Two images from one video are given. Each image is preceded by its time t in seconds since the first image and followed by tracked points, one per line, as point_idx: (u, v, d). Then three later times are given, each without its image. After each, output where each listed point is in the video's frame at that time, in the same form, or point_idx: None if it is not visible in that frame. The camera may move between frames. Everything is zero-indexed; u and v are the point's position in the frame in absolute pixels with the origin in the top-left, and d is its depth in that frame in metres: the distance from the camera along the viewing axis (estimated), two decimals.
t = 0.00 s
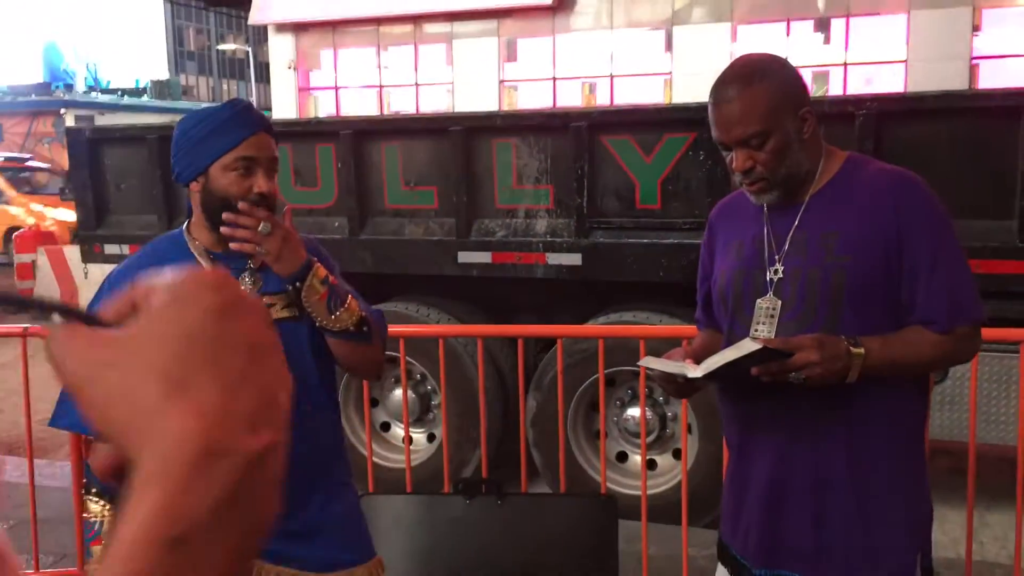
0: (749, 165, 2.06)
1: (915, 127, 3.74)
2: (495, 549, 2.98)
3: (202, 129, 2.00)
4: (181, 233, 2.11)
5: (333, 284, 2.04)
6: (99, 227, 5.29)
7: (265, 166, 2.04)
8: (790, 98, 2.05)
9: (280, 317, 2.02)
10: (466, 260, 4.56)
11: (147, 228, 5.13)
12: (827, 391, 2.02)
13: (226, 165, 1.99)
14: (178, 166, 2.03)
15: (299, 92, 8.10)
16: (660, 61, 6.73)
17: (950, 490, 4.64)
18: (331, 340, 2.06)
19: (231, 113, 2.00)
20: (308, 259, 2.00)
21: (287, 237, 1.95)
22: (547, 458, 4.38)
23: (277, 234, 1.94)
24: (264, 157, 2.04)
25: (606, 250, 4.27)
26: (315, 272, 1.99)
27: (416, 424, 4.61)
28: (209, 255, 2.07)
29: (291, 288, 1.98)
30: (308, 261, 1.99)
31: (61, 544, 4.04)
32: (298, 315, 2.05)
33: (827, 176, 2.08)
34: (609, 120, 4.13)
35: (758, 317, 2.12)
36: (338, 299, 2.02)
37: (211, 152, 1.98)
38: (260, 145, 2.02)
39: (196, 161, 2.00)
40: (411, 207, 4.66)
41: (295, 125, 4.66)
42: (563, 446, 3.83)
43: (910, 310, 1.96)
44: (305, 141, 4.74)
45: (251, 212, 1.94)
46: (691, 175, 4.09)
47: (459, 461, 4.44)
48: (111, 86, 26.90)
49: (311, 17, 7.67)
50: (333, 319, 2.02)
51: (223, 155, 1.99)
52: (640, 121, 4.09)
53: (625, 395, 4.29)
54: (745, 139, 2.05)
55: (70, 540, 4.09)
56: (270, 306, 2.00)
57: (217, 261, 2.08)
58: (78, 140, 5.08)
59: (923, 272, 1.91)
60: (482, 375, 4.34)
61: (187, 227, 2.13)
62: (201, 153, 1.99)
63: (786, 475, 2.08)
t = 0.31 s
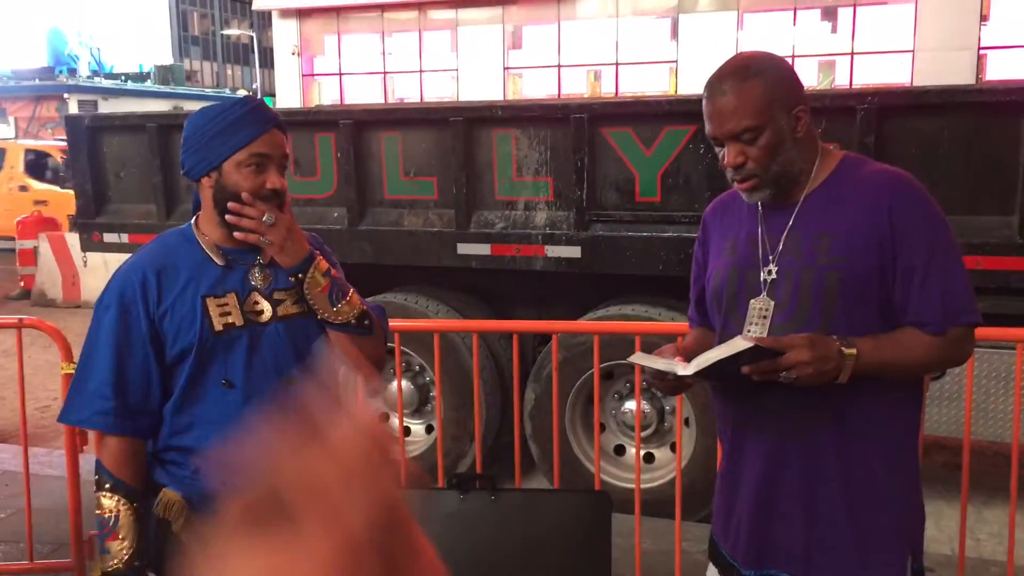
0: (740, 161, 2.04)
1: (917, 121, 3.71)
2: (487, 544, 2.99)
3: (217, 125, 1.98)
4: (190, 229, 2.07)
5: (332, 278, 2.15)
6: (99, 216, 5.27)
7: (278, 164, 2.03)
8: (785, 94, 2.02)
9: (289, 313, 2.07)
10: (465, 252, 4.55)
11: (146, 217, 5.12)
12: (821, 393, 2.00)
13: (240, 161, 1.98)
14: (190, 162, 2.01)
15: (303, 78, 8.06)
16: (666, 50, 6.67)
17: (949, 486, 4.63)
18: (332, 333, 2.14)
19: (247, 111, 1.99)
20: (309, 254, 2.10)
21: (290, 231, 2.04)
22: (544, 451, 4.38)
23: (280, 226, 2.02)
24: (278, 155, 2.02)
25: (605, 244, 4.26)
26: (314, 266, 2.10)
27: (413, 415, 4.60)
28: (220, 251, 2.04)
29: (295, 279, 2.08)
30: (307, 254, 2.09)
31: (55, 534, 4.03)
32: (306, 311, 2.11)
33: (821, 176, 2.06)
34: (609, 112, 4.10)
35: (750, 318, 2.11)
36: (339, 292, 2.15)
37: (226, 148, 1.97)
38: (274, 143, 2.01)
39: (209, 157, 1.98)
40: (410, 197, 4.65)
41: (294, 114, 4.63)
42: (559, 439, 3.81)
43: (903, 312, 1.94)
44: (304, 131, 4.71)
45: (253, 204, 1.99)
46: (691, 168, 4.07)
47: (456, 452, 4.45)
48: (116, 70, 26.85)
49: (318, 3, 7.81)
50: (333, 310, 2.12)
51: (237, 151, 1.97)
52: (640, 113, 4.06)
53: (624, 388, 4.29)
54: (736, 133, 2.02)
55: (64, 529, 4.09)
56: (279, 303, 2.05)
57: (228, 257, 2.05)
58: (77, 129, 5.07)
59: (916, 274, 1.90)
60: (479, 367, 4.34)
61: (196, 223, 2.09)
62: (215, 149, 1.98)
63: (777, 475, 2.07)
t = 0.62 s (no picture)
0: (720, 157, 2.04)
1: (908, 121, 3.72)
2: (476, 540, 3.01)
3: (249, 121, 1.97)
4: (220, 221, 2.08)
5: (363, 283, 2.10)
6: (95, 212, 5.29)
7: (308, 161, 2.02)
8: (768, 92, 2.02)
9: (312, 310, 2.06)
10: (459, 249, 4.56)
11: (142, 212, 5.14)
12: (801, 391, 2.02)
13: (269, 158, 1.97)
14: (223, 159, 2.00)
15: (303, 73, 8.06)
16: (666, 45, 6.66)
17: (939, 485, 4.66)
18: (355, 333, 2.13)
19: (279, 109, 1.98)
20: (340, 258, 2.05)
21: (325, 232, 1.99)
22: (537, 446, 4.40)
23: (315, 226, 1.98)
24: (308, 151, 2.01)
25: (598, 241, 4.27)
26: (345, 269, 2.05)
27: (407, 411, 4.63)
28: (248, 245, 2.05)
29: (323, 279, 2.03)
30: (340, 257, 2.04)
31: (48, 528, 4.06)
32: (328, 309, 2.10)
33: (803, 176, 2.07)
34: (602, 110, 4.11)
35: (732, 316, 2.12)
36: (365, 295, 2.10)
37: (257, 144, 1.95)
38: (304, 140, 1.99)
39: (240, 154, 1.97)
40: (404, 194, 4.66)
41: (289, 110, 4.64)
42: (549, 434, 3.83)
43: (885, 311, 1.96)
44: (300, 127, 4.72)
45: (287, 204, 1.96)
46: (684, 166, 4.08)
47: (449, 447, 4.47)
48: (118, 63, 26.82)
49: None
50: (358, 313, 2.08)
51: (267, 148, 1.96)
52: (633, 111, 4.07)
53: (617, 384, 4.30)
54: (716, 129, 2.02)
55: (56, 523, 4.11)
56: (303, 299, 2.06)
57: (256, 251, 2.06)
58: (74, 124, 5.08)
59: (897, 274, 1.92)
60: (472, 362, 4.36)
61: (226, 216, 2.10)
62: (245, 145, 1.97)
63: (758, 472, 2.08)
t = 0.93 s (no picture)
0: (699, 162, 2.06)
1: (890, 129, 3.75)
2: (460, 548, 3.01)
3: (268, 135, 2.06)
4: (243, 233, 2.18)
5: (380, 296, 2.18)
6: (83, 225, 5.30)
7: (325, 175, 2.09)
8: (747, 98, 2.04)
9: (327, 320, 2.13)
10: (446, 259, 4.58)
11: (130, 226, 5.15)
12: (778, 394, 2.03)
13: (287, 171, 2.05)
14: (245, 171, 2.09)
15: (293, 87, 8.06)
16: (656, 57, 6.68)
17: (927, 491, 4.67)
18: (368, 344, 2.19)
19: (297, 124, 2.06)
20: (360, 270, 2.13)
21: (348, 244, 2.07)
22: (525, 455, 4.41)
23: (339, 236, 2.05)
24: (327, 165, 2.09)
25: (585, 250, 4.29)
26: (364, 281, 2.13)
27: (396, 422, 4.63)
28: (267, 255, 2.14)
29: (340, 290, 2.12)
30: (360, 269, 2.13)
31: (34, 542, 4.05)
32: (343, 320, 2.17)
33: (781, 181, 2.09)
34: (587, 120, 4.13)
35: (710, 319, 2.14)
36: (381, 307, 2.17)
37: (277, 158, 2.04)
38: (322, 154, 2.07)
39: (260, 167, 2.06)
40: (391, 205, 4.68)
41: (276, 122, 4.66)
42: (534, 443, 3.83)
43: (860, 314, 1.98)
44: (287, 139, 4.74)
45: (312, 216, 2.05)
46: (668, 176, 4.10)
47: (437, 457, 4.47)
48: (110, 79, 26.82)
49: (309, 11, 7.66)
50: (373, 324, 2.16)
51: (284, 162, 2.04)
52: (617, 121, 4.10)
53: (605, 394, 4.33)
54: (695, 135, 2.04)
55: (42, 537, 4.10)
56: (318, 309, 2.13)
57: (275, 262, 2.14)
58: (61, 138, 5.09)
59: (871, 276, 1.93)
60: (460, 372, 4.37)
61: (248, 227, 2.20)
62: (266, 158, 2.05)
63: (737, 474, 2.09)
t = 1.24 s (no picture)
0: (686, 159, 2.08)
1: (875, 129, 3.78)
2: (447, 544, 3.02)
3: (271, 132, 2.07)
4: (246, 227, 2.19)
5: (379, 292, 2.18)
6: (71, 224, 5.29)
7: (327, 171, 2.11)
8: (731, 96, 2.06)
9: (326, 315, 2.15)
10: (436, 258, 4.59)
11: (118, 225, 5.15)
12: (761, 389, 2.06)
13: (289, 167, 2.07)
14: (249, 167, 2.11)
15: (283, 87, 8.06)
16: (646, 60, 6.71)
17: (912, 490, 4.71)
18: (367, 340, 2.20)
19: (299, 121, 2.07)
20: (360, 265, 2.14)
21: (349, 239, 2.08)
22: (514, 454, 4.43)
23: (342, 232, 2.07)
24: (328, 162, 2.10)
25: (573, 249, 4.32)
26: (364, 277, 2.14)
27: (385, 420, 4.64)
28: (270, 250, 2.15)
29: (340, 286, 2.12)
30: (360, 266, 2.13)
31: (21, 540, 4.04)
32: (342, 315, 2.18)
33: (765, 178, 2.12)
34: (574, 120, 4.15)
35: (696, 313, 2.16)
36: (380, 304, 2.18)
37: (279, 154, 2.06)
38: (323, 151, 2.08)
39: (262, 164, 2.08)
40: (380, 205, 4.69)
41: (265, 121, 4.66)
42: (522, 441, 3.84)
43: (842, 309, 2.00)
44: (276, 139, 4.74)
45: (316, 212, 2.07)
46: (656, 175, 4.13)
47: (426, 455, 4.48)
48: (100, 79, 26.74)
49: (299, 12, 7.67)
50: (371, 320, 2.17)
51: (286, 159, 2.06)
52: (605, 120, 4.12)
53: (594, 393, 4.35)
54: (681, 132, 2.06)
55: (29, 535, 4.09)
56: (318, 304, 2.14)
57: (277, 257, 2.16)
58: (50, 137, 5.09)
59: (853, 272, 1.96)
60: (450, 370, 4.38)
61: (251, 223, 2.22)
62: (268, 155, 2.07)
63: (722, 467, 2.11)
